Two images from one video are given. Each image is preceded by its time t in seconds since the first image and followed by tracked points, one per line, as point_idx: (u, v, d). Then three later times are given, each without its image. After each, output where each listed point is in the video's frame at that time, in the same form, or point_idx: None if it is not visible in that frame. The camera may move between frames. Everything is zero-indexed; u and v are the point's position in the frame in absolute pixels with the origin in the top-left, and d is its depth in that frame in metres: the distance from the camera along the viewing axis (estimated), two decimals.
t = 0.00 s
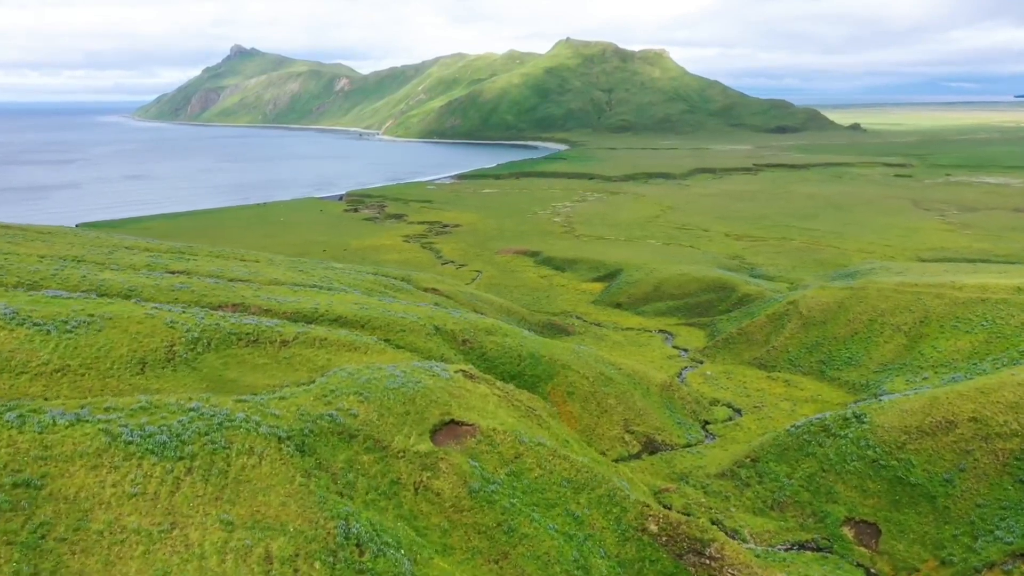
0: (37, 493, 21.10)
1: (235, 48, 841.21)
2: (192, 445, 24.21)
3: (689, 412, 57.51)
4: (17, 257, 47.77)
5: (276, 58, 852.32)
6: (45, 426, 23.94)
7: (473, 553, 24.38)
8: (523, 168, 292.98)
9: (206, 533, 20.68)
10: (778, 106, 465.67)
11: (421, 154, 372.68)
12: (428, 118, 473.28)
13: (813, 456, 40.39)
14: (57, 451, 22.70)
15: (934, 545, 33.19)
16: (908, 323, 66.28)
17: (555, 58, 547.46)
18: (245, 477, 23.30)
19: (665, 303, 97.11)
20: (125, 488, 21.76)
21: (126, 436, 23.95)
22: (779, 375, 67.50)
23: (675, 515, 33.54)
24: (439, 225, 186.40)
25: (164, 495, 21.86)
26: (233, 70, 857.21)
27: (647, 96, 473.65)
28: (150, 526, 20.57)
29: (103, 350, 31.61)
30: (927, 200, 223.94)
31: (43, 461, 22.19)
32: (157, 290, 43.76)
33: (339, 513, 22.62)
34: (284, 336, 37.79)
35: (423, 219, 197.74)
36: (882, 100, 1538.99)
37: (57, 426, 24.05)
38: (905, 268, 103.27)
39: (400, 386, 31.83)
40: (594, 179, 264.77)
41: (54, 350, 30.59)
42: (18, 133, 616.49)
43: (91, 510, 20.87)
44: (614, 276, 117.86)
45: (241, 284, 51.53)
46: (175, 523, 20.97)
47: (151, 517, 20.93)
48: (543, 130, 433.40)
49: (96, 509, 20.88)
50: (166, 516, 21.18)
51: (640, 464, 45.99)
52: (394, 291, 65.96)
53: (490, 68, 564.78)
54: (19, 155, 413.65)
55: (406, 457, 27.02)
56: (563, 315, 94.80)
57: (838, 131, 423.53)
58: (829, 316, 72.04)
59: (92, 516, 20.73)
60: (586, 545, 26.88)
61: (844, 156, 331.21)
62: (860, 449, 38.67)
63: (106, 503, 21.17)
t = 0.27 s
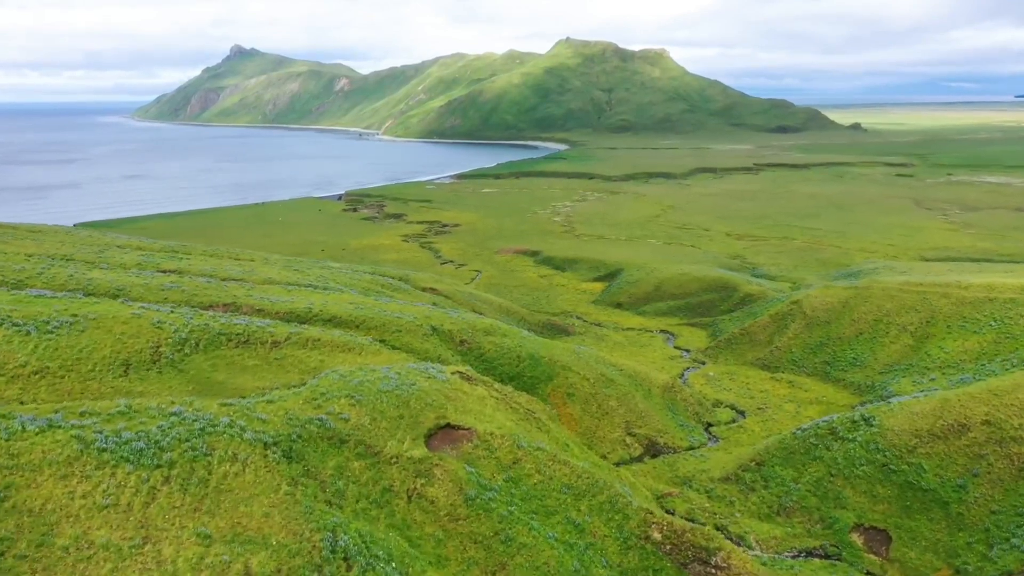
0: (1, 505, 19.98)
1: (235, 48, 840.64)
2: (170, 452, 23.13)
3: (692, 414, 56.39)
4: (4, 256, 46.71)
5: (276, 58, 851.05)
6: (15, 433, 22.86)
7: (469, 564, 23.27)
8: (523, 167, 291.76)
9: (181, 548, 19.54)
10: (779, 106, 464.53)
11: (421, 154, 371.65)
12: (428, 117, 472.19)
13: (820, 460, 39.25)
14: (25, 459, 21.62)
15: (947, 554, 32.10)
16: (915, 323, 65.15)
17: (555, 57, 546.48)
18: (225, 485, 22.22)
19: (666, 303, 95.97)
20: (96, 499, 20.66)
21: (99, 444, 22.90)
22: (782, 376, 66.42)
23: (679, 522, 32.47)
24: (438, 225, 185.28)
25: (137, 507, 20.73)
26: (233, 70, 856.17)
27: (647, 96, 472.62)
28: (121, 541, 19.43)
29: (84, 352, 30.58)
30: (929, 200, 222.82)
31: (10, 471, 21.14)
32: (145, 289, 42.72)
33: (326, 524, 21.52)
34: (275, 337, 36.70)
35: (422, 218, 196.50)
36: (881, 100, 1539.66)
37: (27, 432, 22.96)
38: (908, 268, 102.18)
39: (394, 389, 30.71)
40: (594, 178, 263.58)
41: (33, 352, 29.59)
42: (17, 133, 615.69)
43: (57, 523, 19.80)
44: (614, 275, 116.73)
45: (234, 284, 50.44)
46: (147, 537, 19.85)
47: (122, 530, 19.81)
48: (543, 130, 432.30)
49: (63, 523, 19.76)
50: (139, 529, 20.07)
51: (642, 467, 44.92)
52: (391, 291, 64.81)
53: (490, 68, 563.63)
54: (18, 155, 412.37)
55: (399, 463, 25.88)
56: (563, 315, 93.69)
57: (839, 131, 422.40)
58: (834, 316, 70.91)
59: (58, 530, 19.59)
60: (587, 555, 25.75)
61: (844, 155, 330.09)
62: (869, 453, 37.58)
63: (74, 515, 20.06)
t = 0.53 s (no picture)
0: None
1: (235, 48, 840.59)
2: (146, 460, 22.04)
3: (695, 416, 55.22)
4: None
5: (276, 58, 849.93)
6: None
7: None
8: (523, 167, 290.60)
9: (153, 565, 18.43)
10: (780, 105, 463.59)
11: (420, 154, 370.60)
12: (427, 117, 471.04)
13: (828, 464, 38.12)
14: None
15: (961, 563, 31.07)
16: (921, 323, 64.06)
17: (555, 57, 545.79)
18: (204, 495, 21.13)
19: (667, 303, 94.82)
20: (64, 512, 19.54)
21: (70, 452, 21.81)
22: (786, 377, 65.33)
23: (684, 530, 31.34)
24: (437, 224, 184.25)
25: (108, 521, 19.63)
26: (233, 70, 854.96)
27: (647, 96, 471.76)
28: (88, 558, 18.28)
29: (65, 354, 29.57)
30: (930, 199, 221.86)
31: None
32: (133, 288, 41.58)
33: (311, 537, 20.41)
34: (265, 338, 35.57)
35: (422, 218, 195.31)
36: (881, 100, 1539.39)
37: None
38: (912, 267, 101.16)
39: (386, 392, 29.59)
40: (594, 178, 262.51)
41: (12, 354, 28.59)
42: (17, 133, 615.29)
43: (21, 539, 18.69)
44: (615, 275, 115.63)
45: (226, 283, 49.36)
46: (116, 554, 18.69)
47: (90, 546, 18.68)
48: (543, 130, 431.44)
49: (27, 538, 18.65)
50: (108, 545, 18.93)
51: (644, 471, 43.81)
52: (388, 291, 63.61)
53: (490, 68, 562.82)
54: (17, 155, 411.36)
55: (391, 470, 24.76)
56: (562, 315, 92.61)
57: (839, 130, 421.45)
58: (838, 316, 69.77)
59: (20, 546, 18.45)
60: (587, 565, 24.66)
61: (845, 155, 329.15)
62: (878, 457, 36.51)
63: (39, 530, 18.92)
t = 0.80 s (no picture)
0: None
1: (234, 49, 840.01)
2: (120, 470, 20.96)
3: (698, 418, 54.06)
4: None
5: (276, 58, 849.21)
6: None
7: None
8: (523, 167, 289.51)
9: None
10: (780, 105, 462.70)
11: (420, 154, 369.49)
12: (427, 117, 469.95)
13: (836, 468, 37.00)
14: None
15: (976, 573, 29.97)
16: (928, 324, 62.95)
17: (555, 57, 544.98)
18: (181, 507, 20.04)
19: (669, 303, 93.72)
20: (27, 527, 18.45)
21: (37, 461, 20.69)
22: (790, 379, 64.24)
23: (689, 539, 30.24)
24: (437, 224, 183.23)
25: (74, 536, 18.54)
26: (232, 70, 854.88)
27: (647, 96, 470.95)
28: None
29: (43, 356, 28.52)
30: (932, 198, 220.92)
31: None
32: (120, 288, 40.46)
33: (293, 553, 19.33)
34: (255, 339, 34.48)
35: (421, 218, 194.20)
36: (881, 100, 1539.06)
37: None
38: (916, 266, 100.14)
39: (379, 395, 28.48)
40: (594, 178, 261.48)
41: None
42: (16, 133, 614.79)
43: None
44: (616, 275, 114.49)
45: (218, 282, 48.26)
46: (80, 572, 17.59)
47: (53, 564, 17.59)
48: (543, 130, 430.47)
49: None
50: (72, 562, 17.85)
51: (646, 476, 42.70)
52: (385, 291, 62.45)
53: (490, 68, 561.96)
54: (15, 155, 410.34)
55: (382, 478, 23.64)
56: (563, 315, 91.50)
57: (839, 130, 420.61)
58: (844, 316, 68.64)
59: None
60: None
61: (846, 155, 328.27)
62: (889, 462, 35.44)
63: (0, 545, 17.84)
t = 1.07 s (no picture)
0: None
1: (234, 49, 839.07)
2: (88, 482, 19.87)
3: (701, 421, 52.88)
4: None
5: (276, 58, 848.86)
6: None
7: None
8: (523, 167, 288.40)
9: None
10: (781, 105, 461.82)
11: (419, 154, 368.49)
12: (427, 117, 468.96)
13: (845, 473, 35.84)
14: None
15: None
16: (935, 324, 61.74)
17: (555, 57, 544.13)
18: (151, 522, 19.08)
19: (670, 303, 92.63)
20: None
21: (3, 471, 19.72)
22: (794, 380, 63.13)
23: (694, 548, 29.18)
24: (436, 224, 182.21)
25: (36, 554, 17.54)
26: (232, 70, 854.07)
27: (648, 96, 470.10)
28: None
29: (19, 359, 27.55)
30: (934, 198, 219.94)
31: None
32: (107, 287, 39.30)
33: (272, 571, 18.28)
34: (245, 340, 33.38)
35: (420, 218, 193.10)
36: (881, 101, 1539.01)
37: None
38: (920, 266, 99.02)
39: (370, 400, 27.39)
40: (594, 178, 260.45)
41: None
42: (16, 134, 614.39)
43: None
44: (616, 275, 113.37)
45: (210, 282, 47.15)
46: None
47: None
48: (543, 130, 429.49)
49: None
50: None
51: (648, 480, 41.60)
52: (381, 291, 61.30)
53: (490, 68, 561.17)
54: (13, 155, 411.18)
55: (373, 487, 22.51)
56: (563, 315, 90.40)
57: (840, 130, 419.73)
58: (848, 316, 67.49)
59: None
60: None
61: (847, 155, 327.36)
62: (900, 467, 34.33)
63: None
